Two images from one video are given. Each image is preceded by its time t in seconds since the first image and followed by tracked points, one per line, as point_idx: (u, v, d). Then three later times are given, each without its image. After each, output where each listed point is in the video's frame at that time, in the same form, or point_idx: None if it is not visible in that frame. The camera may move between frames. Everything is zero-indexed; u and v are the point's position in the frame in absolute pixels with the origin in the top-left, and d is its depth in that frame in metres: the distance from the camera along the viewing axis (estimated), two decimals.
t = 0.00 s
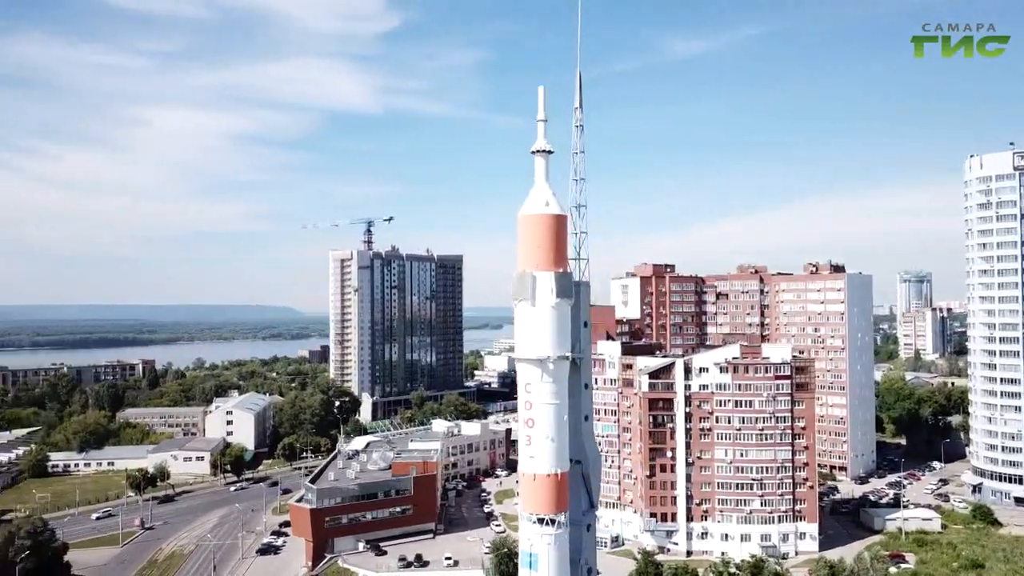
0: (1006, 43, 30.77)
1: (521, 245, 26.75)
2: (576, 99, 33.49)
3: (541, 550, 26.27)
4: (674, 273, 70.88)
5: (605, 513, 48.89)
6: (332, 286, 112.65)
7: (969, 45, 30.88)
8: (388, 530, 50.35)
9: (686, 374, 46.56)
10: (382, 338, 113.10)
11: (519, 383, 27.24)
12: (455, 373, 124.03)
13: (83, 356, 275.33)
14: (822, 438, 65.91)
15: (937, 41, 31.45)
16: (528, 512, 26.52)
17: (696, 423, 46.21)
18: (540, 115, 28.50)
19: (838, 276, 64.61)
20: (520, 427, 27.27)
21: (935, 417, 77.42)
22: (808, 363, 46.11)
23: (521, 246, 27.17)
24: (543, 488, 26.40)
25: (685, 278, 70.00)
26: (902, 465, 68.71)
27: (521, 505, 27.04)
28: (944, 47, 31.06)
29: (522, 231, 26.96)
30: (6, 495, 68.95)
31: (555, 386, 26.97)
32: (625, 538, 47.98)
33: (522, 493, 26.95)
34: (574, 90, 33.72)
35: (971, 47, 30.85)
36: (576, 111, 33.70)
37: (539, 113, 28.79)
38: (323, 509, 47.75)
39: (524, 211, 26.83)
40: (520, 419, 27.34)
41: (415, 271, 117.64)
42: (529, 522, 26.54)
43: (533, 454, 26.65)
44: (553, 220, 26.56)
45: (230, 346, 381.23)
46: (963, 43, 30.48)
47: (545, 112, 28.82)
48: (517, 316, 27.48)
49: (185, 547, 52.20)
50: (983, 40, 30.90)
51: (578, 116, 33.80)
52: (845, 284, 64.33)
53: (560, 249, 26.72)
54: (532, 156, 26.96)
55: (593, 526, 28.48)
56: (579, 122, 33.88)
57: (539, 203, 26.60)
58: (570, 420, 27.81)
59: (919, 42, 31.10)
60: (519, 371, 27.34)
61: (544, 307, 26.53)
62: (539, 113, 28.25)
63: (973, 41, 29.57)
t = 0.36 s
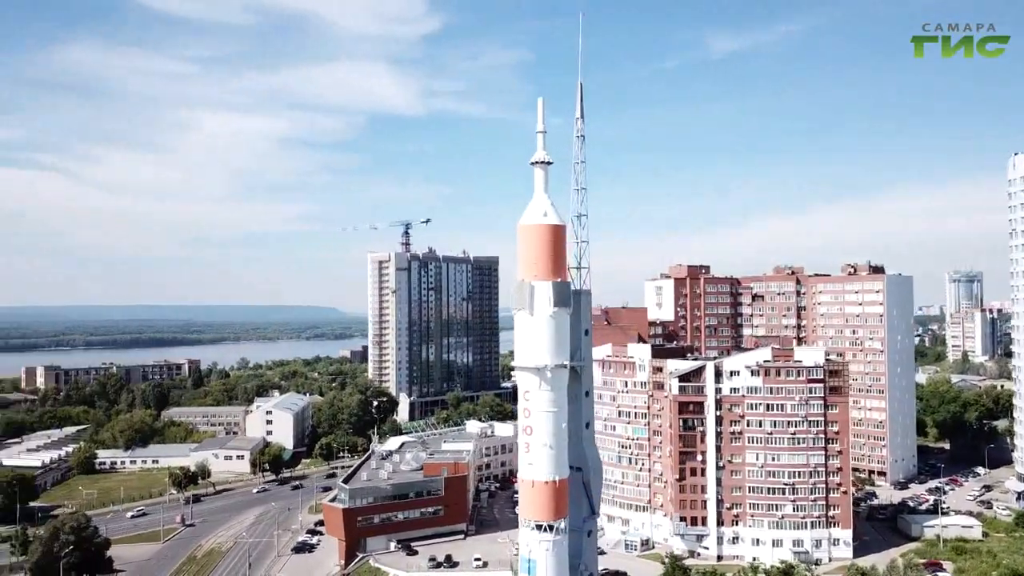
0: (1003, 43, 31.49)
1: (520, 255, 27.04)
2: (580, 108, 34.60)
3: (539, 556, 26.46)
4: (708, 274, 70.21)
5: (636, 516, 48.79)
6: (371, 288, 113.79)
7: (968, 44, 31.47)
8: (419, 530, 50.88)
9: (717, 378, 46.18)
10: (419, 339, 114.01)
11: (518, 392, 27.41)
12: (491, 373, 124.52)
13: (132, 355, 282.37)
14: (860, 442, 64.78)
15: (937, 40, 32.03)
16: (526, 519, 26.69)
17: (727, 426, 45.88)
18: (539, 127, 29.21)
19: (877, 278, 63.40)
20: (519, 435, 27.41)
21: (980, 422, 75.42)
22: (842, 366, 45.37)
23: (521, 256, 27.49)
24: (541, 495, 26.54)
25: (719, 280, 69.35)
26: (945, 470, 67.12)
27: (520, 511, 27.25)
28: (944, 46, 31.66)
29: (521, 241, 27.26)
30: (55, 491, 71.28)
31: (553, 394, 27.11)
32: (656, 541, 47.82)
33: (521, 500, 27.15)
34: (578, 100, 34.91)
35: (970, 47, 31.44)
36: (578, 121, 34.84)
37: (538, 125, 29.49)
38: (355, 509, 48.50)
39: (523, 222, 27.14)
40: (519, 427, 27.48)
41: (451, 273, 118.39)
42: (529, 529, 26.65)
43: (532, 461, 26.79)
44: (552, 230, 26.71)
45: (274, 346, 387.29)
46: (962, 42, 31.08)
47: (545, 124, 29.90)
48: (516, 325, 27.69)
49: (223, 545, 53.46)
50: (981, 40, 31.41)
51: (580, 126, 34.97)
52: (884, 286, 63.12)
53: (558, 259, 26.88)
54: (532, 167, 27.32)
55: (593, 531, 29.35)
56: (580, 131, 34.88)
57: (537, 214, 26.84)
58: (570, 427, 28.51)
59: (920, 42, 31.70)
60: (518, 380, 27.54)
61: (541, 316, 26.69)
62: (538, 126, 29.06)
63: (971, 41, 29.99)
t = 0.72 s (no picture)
0: (1008, 43, 27.77)
1: (519, 266, 27.23)
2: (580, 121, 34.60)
3: (537, 562, 26.26)
4: (744, 275, 69.50)
5: (666, 519, 48.58)
6: (407, 289, 114.93)
7: (969, 44, 28.19)
8: (449, 530, 51.32)
9: (748, 381, 45.72)
10: (455, 340, 114.66)
11: (516, 400, 27.41)
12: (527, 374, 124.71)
13: (179, 355, 288.89)
14: (900, 447, 63.51)
15: (937, 39, 28.64)
16: (525, 525, 26.55)
17: (758, 430, 45.44)
18: (539, 138, 29.14)
19: (917, 279, 61.95)
20: (518, 443, 27.35)
21: None
22: (876, 370, 44.49)
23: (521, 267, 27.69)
24: (540, 501, 26.40)
25: (754, 281, 68.62)
26: (988, 477, 65.42)
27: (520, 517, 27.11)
28: (943, 46, 28.37)
29: (521, 253, 27.47)
30: (102, 488, 73.43)
31: (551, 402, 27.07)
32: (686, 545, 47.55)
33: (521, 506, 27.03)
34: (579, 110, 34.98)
35: (971, 47, 28.17)
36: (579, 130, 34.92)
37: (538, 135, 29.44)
38: (386, 510, 49.09)
39: (523, 233, 27.34)
40: (518, 434, 27.44)
41: (487, 274, 119.02)
42: (527, 535, 26.45)
43: (530, 468, 26.71)
44: (550, 240, 26.82)
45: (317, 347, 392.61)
46: (962, 42, 27.39)
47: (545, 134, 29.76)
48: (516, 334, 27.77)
49: (260, 542, 54.59)
50: (983, 39, 28.04)
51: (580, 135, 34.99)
52: (924, 287, 61.66)
53: (557, 268, 27.03)
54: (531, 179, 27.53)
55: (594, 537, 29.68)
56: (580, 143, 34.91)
57: (535, 225, 27.00)
58: (569, 434, 28.83)
59: (918, 41, 28.33)
60: (517, 388, 27.53)
61: (538, 325, 26.75)
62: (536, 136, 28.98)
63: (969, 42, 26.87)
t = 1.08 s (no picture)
0: (1008, 43, 28.23)
1: (517, 276, 27.54)
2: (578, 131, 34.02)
3: (533, 567, 26.60)
4: (778, 277, 68.45)
5: (695, 523, 48.27)
6: (444, 288, 116.73)
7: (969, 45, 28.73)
8: (478, 532, 51.62)
9: (777, 385, 45.24)
10: (491, 341, 114.91)
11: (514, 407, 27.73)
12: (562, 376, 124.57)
13: (222, 355, 294.58)
14: (939, 452, 62.20)
15: (938, 40, 29.38)
16: (522, 530, 26.90)
17: (788, 434, 44.93)
18: (535, 150, 29.65)
19: (957, 281, 60.70)
20: (516, 450, 27.67)
21: None
22: (910, 374, 43.64)
23: (518, 277, 28.02)
24: (535, 507, 26.69)
25: (789, 283, 67.58)
26: None
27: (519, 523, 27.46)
28: (944, 46, 29.02)
29: (518, 263, 27.81)
30: (145, 485, 75.42)
31: (547, 409, 27.30)
32: (716, 549, 47.17)
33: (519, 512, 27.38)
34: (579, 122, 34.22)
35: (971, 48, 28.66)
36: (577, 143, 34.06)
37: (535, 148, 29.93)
38: (415, 511, 49.57)
39: (520, 243, 27.74)
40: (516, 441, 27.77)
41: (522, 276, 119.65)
42: (524, 541, 26.76)
43: (526, 475, 26.99)
44: (546, 250, 27.13)
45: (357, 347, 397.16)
46: (961, 43, 28.07)
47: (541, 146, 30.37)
48: (514, 343, 28.10)
49: (294, 541, 55.51)
50: (984, 40, 28.63)
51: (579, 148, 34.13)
52: (965, 289, 60.36)
53: (554, 277, 27.28)
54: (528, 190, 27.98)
55: (594, 543, 29.75)
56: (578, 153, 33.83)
57: (531, 235, 27.38)
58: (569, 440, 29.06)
59: (918, 42, 29.03)
60: (514, 396, 27.86)
61: (535, 332, 27.02)
62: (533, 148, 29.44)
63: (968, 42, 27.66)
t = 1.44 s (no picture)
0: (1008, 43, 27.39)
1: (515, 286, 27.75)
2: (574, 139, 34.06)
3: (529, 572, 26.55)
4: (814, 278, 67.57)
5: (725, 527, 47.90)
6: (478, 290, 116.68)
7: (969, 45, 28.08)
8: (506, 533, 51.87)
9: (808, 389, 44.75)
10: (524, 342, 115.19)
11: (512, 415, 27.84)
12: (597, 378, 123.96)
13: (264, 355, 299.67)
14: (981, 458, 60.72)
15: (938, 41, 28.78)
16: (519, 536, 26.92)
17: (819, 439, 44.40)
18: (532, 161, 29.73)
19: (998, 282, 59.24)
20: (514, 457, 27.75)
21: None
22: (946, 378, 42.54)
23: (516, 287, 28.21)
24: (532, 513, 26.70)
25: (825, 284, 66.66)
26: None
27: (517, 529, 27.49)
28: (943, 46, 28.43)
29: (516, 273, 28.01)
30: (186, 483, 77.39)
31: (544, 417, 27.32)
32: (746, 554, 46.75)
33: (518, 518, 27.42)
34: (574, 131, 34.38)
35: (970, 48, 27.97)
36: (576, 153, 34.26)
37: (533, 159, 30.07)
38: (444, 511, 50.11)
39: (518, 253, 27.93)
40: (514, 448, 27.85)
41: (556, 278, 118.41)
42: (521, 546, 26.77)
43: (524, 481, 27.04)
44: (543, 259, 27.22)
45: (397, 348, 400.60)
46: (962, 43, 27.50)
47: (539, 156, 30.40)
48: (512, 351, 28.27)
49: (327, 540, 56.50)
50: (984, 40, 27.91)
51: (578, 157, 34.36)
52: (1007, 291, 58.85)
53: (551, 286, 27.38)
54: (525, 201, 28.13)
55: (593, 551, 29.77)
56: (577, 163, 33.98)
57: (528, 246, 27.53)
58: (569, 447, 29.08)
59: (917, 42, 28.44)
60: (512, 403, 27.95)
61: (532, 340, 27.14)
62: (530, 160, 29.56)
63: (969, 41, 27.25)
